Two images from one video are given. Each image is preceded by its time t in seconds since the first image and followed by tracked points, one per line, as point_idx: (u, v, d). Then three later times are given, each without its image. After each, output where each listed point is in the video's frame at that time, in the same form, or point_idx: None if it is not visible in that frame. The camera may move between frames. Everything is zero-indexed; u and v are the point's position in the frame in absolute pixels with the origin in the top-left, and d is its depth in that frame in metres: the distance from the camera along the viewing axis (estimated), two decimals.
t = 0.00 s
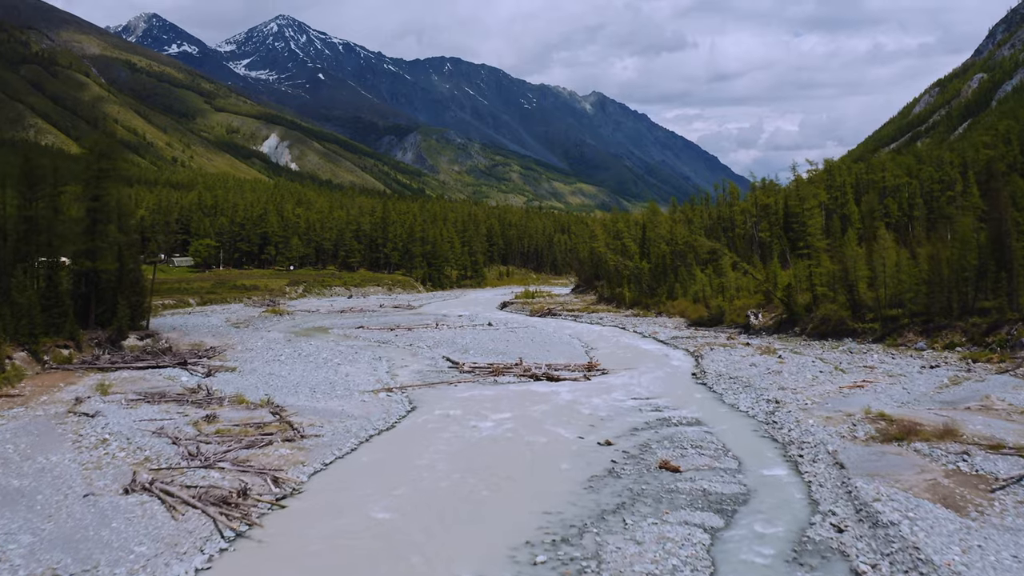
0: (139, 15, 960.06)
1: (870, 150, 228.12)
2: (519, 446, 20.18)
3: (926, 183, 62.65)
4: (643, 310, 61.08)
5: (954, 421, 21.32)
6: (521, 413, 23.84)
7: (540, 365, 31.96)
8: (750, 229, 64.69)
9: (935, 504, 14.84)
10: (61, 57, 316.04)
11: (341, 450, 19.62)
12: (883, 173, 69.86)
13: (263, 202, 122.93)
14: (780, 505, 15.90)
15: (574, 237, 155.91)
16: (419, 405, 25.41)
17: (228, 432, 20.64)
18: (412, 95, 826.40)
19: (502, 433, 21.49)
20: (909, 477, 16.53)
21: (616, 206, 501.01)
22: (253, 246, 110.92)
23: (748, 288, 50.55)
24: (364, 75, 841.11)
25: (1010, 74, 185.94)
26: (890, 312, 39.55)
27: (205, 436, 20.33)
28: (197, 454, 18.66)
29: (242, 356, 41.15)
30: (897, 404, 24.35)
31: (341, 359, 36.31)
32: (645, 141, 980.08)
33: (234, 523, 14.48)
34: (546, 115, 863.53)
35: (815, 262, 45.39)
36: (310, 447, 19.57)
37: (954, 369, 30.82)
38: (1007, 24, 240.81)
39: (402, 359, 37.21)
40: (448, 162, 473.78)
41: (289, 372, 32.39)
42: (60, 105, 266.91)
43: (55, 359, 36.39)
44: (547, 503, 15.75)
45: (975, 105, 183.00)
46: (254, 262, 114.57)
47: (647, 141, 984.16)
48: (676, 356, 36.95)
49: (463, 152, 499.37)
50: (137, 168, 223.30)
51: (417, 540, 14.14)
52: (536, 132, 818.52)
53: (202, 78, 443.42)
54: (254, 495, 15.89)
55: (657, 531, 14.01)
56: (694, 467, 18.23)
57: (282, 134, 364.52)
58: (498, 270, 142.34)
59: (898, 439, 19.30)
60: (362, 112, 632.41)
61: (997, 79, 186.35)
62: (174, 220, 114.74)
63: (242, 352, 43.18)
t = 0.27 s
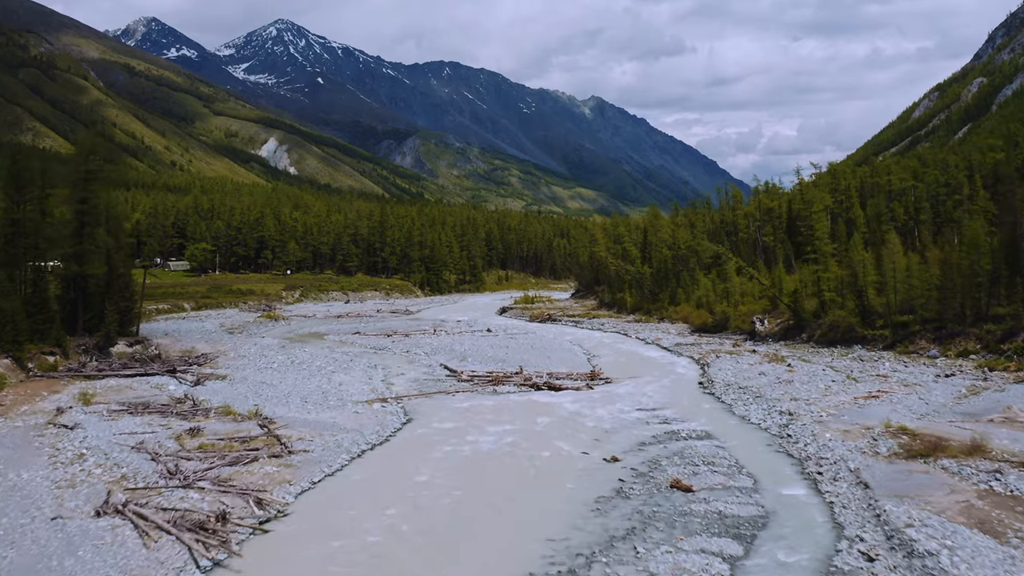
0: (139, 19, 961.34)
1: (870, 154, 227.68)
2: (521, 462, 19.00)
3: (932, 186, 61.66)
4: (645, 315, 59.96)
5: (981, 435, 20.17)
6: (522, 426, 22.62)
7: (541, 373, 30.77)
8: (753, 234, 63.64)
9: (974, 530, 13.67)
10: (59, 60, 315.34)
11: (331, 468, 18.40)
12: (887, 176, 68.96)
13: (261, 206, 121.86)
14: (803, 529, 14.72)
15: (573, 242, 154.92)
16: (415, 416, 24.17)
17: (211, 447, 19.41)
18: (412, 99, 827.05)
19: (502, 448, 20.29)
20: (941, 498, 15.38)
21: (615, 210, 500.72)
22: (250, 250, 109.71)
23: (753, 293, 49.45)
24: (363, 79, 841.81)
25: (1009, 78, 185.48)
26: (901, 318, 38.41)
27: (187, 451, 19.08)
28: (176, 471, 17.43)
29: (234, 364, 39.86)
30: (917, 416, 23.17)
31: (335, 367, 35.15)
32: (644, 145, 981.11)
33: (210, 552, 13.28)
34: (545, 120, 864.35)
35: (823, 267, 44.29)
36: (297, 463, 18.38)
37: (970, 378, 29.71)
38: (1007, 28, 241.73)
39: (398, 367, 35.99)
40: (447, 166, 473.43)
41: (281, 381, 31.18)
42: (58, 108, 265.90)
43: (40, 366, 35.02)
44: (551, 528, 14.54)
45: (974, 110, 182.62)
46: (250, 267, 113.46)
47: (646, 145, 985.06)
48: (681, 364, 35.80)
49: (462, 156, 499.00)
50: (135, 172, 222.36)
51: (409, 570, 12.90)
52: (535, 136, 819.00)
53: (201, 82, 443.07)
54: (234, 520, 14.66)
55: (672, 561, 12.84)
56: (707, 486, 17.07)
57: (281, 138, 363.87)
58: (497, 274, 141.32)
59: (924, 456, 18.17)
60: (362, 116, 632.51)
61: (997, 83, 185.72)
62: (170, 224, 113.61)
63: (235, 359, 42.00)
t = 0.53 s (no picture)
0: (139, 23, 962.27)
1: (870, 159, 227.11)
2: (523, 479, 17.84)
3: (938, 189, 60.69)
4: (647, 321, 58.81)
5: (1009, 451, 19.06)
6: (524, 439, 21.47)
7: (543, 382, 29.59)
8: (757, 237, 62.58)
9: (1020, 560, 12.50)
10: (59, 64, 314.82)
11: (320, 486, 17.22)
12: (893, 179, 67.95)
13: (258, 209, 120.73)
14: (831, 555, 13.57)
15: (573, 246, 153.94)
16: (411, 428, 23.01)
17: (193, 463, 18.22)
18: (411, 104, 827.43)
19: (503, 463, 19.14)
20: (977, 522, 14.26)
21: (615, 215, 500.20)
22: (247, 254, 108.52)
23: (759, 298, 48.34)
24: (363, 84, 842.46)
25: (1010, 81, 184.84)
26: (912, 324, 37.30)
27: (167, 469, 17.88)
28: (153, 491, 16.23)
29: (226, 371, 38.58)
30: (938, 429, 22.06)
31: (330, 375, 33.95)
32: (643, 150, 982.14)
33: None
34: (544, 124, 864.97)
35: (831, 272, 43.18)
36: (284, 482, 17.18)
37: (988, 387, 28.58)
38: (1008, 32, 241.73)
39: (395, 374, 34.79)
40: (447, 170, 473.21)
41: (273, 390, 29.96)
42: (57, 111, 265.11)
43: (24, 373, 33.53)
44: (558, 556, 13.36)
45: (975, 114, 181.99)
46: (248, 270, 112.22)
47: (645, 149, 986.15)
48: (687, 372, 34.66)
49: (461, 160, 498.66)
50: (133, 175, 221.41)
51: None
52: (534, 140, 819.47)
53: (200, 86, 442.72)
54: (212, 547, 13.47)
55: None
56: (724, 507, 15.91)
57: (280, 141, 363.23)
58: (497, 279, 140.27)
59: (953, 474, 17.05)
60: (361, 121, 632.57)
61: (998, 86, 184.95)
62: (167, 227, 112.44)
63: (227, 365, 40.76)
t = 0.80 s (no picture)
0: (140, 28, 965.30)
1: (870, 164, 226.43)
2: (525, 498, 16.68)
3: (945, 192, 59.71)
4: (650, 326, 57.70)
5: None
6: (526, 453, 20.31)
7: (545, 391, 28.42)
8: (762, 241, 61.64)
9: None
10: (58, 67, 314.34)
11: (308, 505, 16.05)
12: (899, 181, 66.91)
13: (256, 213, 119.69)
14: None
15: (573, 250, 152.94)
16: (407, 441, 21.83)
17: (173, 481, 17.02)
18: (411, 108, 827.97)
19: (504, 480, 17.99)
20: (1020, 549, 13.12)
21: (614, 219, 499.58)
22: (243, 258, 107.27)
23: (764, 303, 47.30)
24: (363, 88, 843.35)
25: (1011, 86, 184.24)
26: (924, 330, 36.15)
27: (145, 487, 16.66)
28: (127, 512, 14.99)
29: (217, 378, 37.29)
30: (961, 442, 20.94)
31: (324, 382, 32.83)
32: (642, 154, 982.90)
33: None
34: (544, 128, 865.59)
35: (840, 276, 42.08)
36: (270, 501, 16.04)
37: (1008, 397, 27.43)
38: (1008, 37, 241.85)
39: (392, 382, 33.61)
40: (446, 175, 472.71)
41: (263, 399, 28.71)
42: (56, 115, 264.40)
43: (9, 381, 31.96)
44: None
45: (975, 118, 181.33)
46: (245, 275, 111.08)
47: (644, 153, 987.23)
48: (694, 380, 33.55)
49: (461, 164, 498.20)
50: (132, 179, 220.64)
51: None
52: (534, 145, 820.04)
53: (200, 90, 442.55)
54: None
55: None
56: (742, 530, 14.73)
57: (280, 145, 362.63)
58: (496, 283, 139.15)
59: (986, 494, 15.93)
60: (361, 125, 632.93)
61: (998, 90, 184.13)
62: (163, 231, 111.24)
63: (219, 371, 39.54)
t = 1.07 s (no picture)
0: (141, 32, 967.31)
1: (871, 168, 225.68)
2: (529, 518, 15.50)
3: (953, 196, 58.71)
4: (654, 332, 56.56)
5: None
6: (530, 467, 19.14)
7: (548, 400, 27.24)
8: (767, 245, 60.52)
9: None
10: (58, 70, 314.05)
11: (294, 527, 14.88)
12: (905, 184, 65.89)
13: (254, 216, 118.66)
14: None
15: (574, 255, 151.94)
16: (404, 454, 20.68)
17: (151, 501, 15.84)
18: (411, 112, 828.58)
19: (506, 498, 16.82)
20: None
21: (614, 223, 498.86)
22: (241, 262, 106.11)
23: (771, 308, 46.19)
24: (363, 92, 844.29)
25: (1013, 90, 183.57)
26: (939, 336, 35.02)
27: (120, 507, 15.45)
28: (99, 535, 13.76)
29: (209, 385, 36.05)
30: (988, 456, 19.80)
31: (318, 390, 31.65)
32: (642, 159, 983.52)
33: None
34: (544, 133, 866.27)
35: (851, 281, 40.98)
36: (253, 524, 14.88)
37: None
38: (1009, 41, 242.02)
39: (389, 390, 32.44)
40: (446, 179, 472.32)
41: (254, 408, 27.53)
42: (55, 118, 263.81)
43: None
44: None
45: (977, 122, 180.56)
46: (243, 278, 109.96)
47: (644, 157, 987.71)
48: (702, 388, 32.39)
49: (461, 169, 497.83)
50: (131, 183, 219.81)
51: None
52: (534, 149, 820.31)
53: (200, 94, 442.49)
54: None
55: None
56: (765, 556, 13.57)
57: (280, 149, 362.17)
58: (496, 287, 138.05)
59: None
60: (361, 129, 633.08)
61: (1000, 94, 183.15)
62: (160, 234, 110.11)
63: (211, 377, 38.35)
